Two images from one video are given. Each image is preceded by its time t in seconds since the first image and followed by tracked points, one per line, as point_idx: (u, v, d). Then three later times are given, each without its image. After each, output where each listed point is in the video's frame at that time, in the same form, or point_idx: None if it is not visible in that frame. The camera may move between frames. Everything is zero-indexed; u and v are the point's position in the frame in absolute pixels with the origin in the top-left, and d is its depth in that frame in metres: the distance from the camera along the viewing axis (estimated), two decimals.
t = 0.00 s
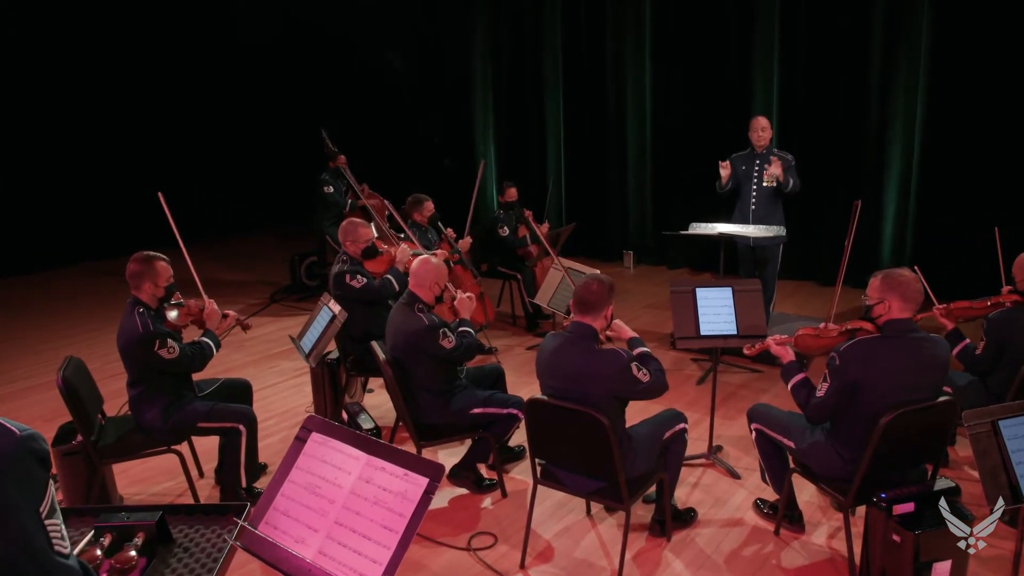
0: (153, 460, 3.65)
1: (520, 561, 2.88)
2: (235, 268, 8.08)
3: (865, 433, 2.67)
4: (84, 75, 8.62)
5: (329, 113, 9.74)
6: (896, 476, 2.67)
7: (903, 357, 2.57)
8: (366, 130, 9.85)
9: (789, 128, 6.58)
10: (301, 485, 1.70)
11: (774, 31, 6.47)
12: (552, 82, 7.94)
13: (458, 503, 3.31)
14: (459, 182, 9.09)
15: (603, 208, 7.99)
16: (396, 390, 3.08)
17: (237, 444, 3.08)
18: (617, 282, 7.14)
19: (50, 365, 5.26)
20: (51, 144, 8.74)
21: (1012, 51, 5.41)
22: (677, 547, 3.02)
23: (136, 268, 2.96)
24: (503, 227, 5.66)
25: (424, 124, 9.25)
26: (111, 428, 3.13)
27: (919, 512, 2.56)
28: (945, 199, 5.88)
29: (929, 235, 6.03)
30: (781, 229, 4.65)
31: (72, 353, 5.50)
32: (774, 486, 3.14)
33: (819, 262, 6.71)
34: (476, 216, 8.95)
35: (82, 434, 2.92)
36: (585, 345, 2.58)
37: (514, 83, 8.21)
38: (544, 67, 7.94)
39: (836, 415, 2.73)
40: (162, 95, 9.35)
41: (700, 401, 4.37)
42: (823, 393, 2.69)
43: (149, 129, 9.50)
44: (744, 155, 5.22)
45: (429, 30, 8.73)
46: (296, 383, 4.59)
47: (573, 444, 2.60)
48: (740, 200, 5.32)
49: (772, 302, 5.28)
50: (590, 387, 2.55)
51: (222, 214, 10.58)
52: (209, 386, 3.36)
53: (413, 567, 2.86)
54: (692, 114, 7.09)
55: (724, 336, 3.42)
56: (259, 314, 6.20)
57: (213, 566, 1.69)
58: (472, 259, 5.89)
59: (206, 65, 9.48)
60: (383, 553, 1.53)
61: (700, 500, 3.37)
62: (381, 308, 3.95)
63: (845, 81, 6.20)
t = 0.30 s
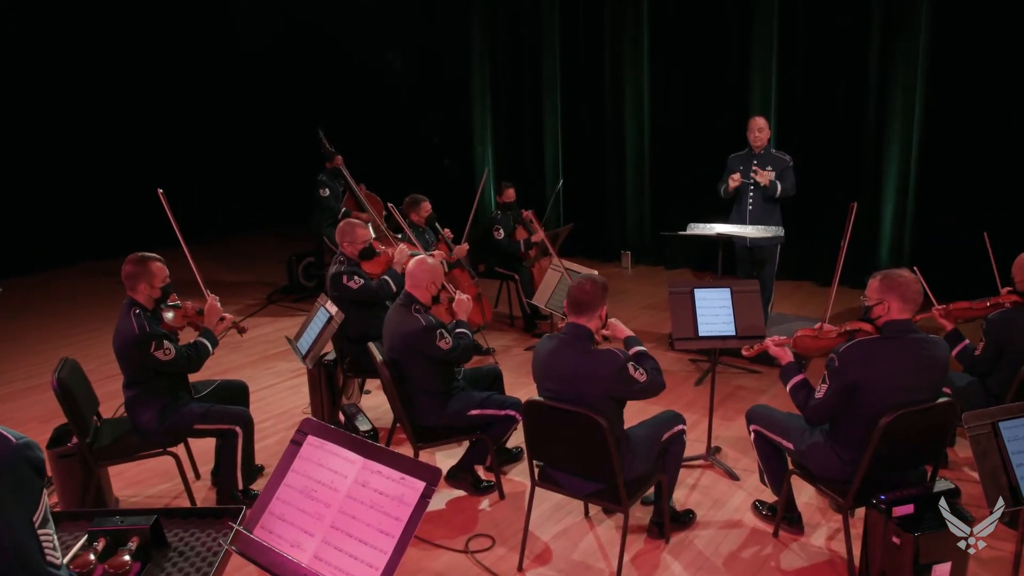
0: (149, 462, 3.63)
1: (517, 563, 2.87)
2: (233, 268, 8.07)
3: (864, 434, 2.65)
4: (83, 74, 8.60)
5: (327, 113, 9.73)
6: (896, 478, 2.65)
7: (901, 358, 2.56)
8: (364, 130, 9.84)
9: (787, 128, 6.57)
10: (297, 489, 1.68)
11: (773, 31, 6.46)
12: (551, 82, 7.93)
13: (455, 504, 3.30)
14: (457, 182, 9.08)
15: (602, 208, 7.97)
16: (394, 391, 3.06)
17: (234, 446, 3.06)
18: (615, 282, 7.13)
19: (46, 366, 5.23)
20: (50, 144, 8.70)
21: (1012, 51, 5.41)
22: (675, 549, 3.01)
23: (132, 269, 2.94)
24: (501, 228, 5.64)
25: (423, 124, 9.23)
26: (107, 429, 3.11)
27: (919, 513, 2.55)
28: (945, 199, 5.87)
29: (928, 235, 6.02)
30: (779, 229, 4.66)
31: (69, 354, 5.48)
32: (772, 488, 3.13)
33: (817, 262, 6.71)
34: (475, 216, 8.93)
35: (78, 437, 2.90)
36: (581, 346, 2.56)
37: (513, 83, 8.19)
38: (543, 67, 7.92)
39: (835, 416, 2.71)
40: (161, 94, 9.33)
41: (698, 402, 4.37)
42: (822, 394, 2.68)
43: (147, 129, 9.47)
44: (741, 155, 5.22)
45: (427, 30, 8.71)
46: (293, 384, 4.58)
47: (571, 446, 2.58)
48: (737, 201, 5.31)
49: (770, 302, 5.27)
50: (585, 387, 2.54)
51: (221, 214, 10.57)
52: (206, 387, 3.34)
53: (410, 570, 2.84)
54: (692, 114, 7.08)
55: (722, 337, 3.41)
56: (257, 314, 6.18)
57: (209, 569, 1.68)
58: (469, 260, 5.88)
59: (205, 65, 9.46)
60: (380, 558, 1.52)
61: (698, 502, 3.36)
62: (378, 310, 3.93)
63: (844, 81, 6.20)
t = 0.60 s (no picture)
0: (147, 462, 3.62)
1: (516, 564, 2.86)
2: (232, 268, 8.06)
3: (864, 434, 2.65)
4: (81, 74, 8.57)
5: (326, 113, 9.70)
6: (895, 479, 2.65)
7: (901, 359, 2.56)
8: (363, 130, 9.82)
9: (787, 128, 6.56)
10: (293, 490, 1.67)
11: (772, 31, 6.45)
12: (550, 82, 7.92)
13: (454, 505, 3.29)
14: (456, 182, 9.07)
15: (601, 208, 7.96)
16: (391, 391, 3.05)
17: (232, 446, 3.05)
18: (614, 282, 7.13)
19: (44, 367, 5.22)
20: (48, 144, 8.68)
21: (1013, 51, 5.39)
22: (675, 550, 3.00)
23: (126, 269, 2.92)
24: (499, 228, 5.63)
25: (422, 124, 9.22)
26: (104, 430, 3.09)
27: (919, 513, 2.54)
28: (945, 199, 5.86)
29: (928, 235, 6.01)
30: (777, 229, 4.65)
31: (67, 355, 5.46)
32: (772, 488, 3.12)
33: (816, 262, 6.70)
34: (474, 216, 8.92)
35: (75, 437, 2.89)
36: (578, 347, 2.55)
37: (511, 83, 8.18)
38: (541, 66, 7.91)
39: (835, 417, 2.71)
40: (159, 95, 9.29)
41: (698, 402, 4.36)
42: (822, 394, 2.67)
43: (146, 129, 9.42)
44: (739, 155, 5.23)
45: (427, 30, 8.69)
46: (291, 384, 4.57)
47: (568, 446, 2.58)
48: (736, 201, 5.31)
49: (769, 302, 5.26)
50: (583, 388, 2.53)
51: (221, 214, 10.57)
52: (203, 389, 3.32)
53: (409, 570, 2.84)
54: (692, 114, 7.06)
55: (721, 337, 3.40)
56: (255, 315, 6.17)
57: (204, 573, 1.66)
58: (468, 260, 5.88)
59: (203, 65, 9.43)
60: (378, 560, 1.51)
61: (698, 502, 3.35)
62: (376, 309, 3.92)
63: (843, 81, 6.19)
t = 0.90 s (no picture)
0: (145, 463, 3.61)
1: (515, 565, 2.85)
2: (231, 268, 8.05)
3: (864, 434, 2.64)
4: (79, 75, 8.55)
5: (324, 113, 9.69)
6: (895, 479, 2.64)
7: (901, 358, 2.55)
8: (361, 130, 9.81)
9: (786, 128, 6.55)
10: (292, 490, 1.66)
11: (771, 31, 6.45)
12: (548, 81, 7.91)
13: (453, 505, 3.28)
14: (456, 182, 9.06)
15: (600, 208, 7.96)
16: (391, 391, 3.04)
17: (230, 447, 3.05)
18: (613, 282, 7.14)
19: (42, 367, 5.21)
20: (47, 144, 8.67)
21: (1013, 50, 5.38)
22: (674, 550, 2.99)
23: (123, 269, 2.90)
24: (498, 229, 5.62)
25: (421, 124, 9.20)
26: (102, 430, 3.09)
27: (919, 513, 2.53)
28: (944, 199, 5.85)
29: (927, 234, 6.01)
30: (777, 228, 4.65)
31: (66, 355, 5.46)
32: (771, 488, 3.12)
33: (815, 262, 6.71)
34: (473, 216, 8.92)
35: (73, 438, 2.88)
36: (577, 347, 2.55)
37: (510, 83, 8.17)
38: (540, 66, 7.90)
39: (835, 416, 2.70)
40: (157, 95, 9.28)
41: (697, 402, 4.36)
42: (821, 394, 2.66)
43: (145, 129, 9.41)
44: (738, 154, 5.23)
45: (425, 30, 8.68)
46: (290, 384, 4.56)
47: (568, 446, 2.57)
48: (735, 200, 5.30)
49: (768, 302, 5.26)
50: (582, 388, 2.52)
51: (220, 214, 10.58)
52: (202, 389, 3.31)
53: (408, 571, 2.83)
54: (691, 114, 7.06)
55: (721, 337, 3.40)
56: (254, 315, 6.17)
57: (203, 573, 1.66)
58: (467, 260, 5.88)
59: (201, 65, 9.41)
60: (377, 561, 1.50)
61: (697, 502, 3.35)
62: (375, 309, 3.91)
63: (843, 81, 6.19)
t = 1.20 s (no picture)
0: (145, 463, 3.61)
1: (515, 565, 2.85)
2: (231, 268, 8.05)
3: (864, 434, 2.64)
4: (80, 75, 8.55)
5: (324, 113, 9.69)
6: (896, 479, 2.64)
7: (902, 358, 2.55)
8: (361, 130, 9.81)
9: (786, 129, 6.55)
10: (292, 490, 1.66)
11: (771, 32, 6.45)
12: (548, 80, 7.92)
13: (453, 505, 3.28)
14: (456, 182, 9.08)
15: (599, 208, 7.96)
16: (391, 391, 3.04)
17: (230, 446, 3.04)
18: (612, 282, 7.14)
19: (42, 367, 5.21)
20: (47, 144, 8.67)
21: (1015, 49, 5.36)
22: (674, 550, 2.99)
23: (122, 270, 2.90)
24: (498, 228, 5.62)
25: (421, 124, 9.21)
26: (101, 430, 3.08)
27: (919, 513, 2.53)
28: (944, 199, 5.85)
29: (927, 235, 6.01)
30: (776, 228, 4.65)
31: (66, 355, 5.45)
32: (771, 488, 3.11)
33: (815, 262, 6.71)
34: (473, 216, 8.92)
35: (72, 438, 2.88)
36: (577, 347, 2.55)
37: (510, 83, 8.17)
38: (540, 67, 7.91)
39: (835, 416, 2.70)
40: (157, 94, 9.27)
41: (697, 402, 4.36)
42: (822, 394, 2.66)
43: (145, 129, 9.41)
44: (738, 155, 5.23)
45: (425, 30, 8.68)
46: (290, 384, 4.56)
47: (568, 446, 2.56)
48: (735, 200, 5.30)
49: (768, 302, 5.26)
50: (582, 388, 2.51)
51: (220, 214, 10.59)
52: (201, 389, 3.30)
53: (407, 571, 2.83)
54: (691, 113, 7.05)
55: (721, 337, 3.39)
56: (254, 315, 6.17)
57: (203, 573, 1.65)
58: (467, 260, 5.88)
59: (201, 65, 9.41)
60: (377, 561, 1.50)
61: (697, 502, 3.35)
62: (375, 309, 3.91)
63: (843, 81, 6.18)
